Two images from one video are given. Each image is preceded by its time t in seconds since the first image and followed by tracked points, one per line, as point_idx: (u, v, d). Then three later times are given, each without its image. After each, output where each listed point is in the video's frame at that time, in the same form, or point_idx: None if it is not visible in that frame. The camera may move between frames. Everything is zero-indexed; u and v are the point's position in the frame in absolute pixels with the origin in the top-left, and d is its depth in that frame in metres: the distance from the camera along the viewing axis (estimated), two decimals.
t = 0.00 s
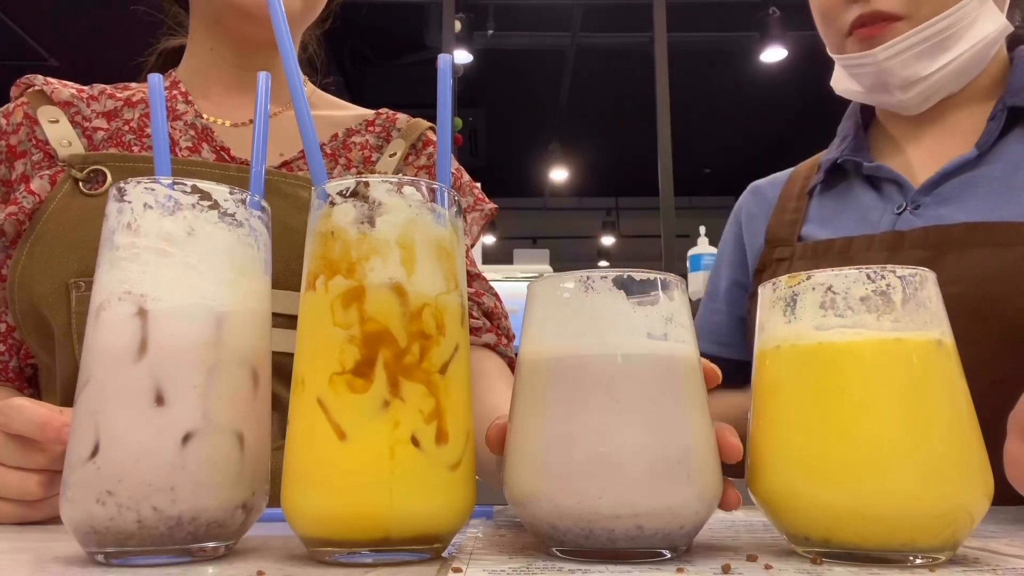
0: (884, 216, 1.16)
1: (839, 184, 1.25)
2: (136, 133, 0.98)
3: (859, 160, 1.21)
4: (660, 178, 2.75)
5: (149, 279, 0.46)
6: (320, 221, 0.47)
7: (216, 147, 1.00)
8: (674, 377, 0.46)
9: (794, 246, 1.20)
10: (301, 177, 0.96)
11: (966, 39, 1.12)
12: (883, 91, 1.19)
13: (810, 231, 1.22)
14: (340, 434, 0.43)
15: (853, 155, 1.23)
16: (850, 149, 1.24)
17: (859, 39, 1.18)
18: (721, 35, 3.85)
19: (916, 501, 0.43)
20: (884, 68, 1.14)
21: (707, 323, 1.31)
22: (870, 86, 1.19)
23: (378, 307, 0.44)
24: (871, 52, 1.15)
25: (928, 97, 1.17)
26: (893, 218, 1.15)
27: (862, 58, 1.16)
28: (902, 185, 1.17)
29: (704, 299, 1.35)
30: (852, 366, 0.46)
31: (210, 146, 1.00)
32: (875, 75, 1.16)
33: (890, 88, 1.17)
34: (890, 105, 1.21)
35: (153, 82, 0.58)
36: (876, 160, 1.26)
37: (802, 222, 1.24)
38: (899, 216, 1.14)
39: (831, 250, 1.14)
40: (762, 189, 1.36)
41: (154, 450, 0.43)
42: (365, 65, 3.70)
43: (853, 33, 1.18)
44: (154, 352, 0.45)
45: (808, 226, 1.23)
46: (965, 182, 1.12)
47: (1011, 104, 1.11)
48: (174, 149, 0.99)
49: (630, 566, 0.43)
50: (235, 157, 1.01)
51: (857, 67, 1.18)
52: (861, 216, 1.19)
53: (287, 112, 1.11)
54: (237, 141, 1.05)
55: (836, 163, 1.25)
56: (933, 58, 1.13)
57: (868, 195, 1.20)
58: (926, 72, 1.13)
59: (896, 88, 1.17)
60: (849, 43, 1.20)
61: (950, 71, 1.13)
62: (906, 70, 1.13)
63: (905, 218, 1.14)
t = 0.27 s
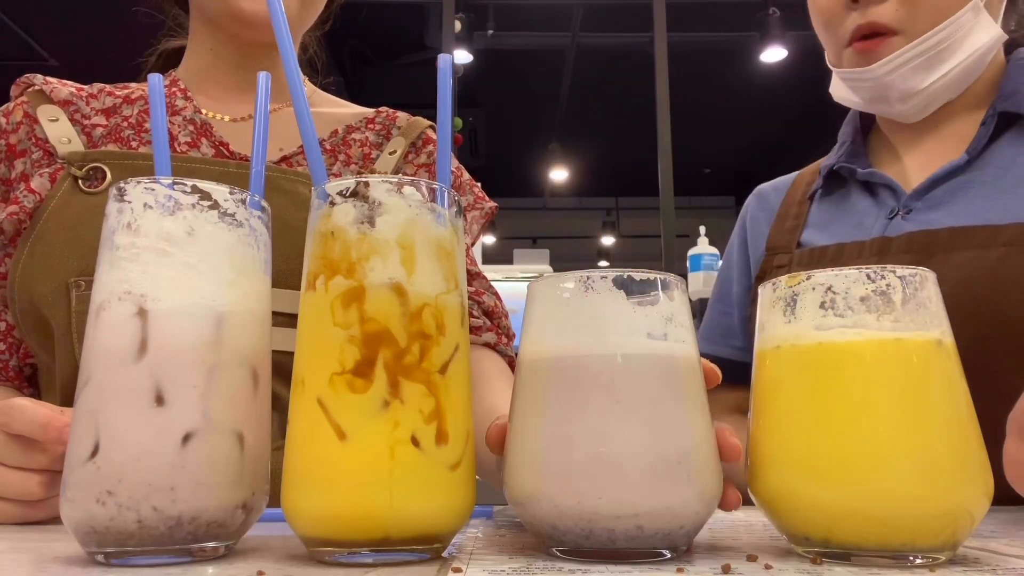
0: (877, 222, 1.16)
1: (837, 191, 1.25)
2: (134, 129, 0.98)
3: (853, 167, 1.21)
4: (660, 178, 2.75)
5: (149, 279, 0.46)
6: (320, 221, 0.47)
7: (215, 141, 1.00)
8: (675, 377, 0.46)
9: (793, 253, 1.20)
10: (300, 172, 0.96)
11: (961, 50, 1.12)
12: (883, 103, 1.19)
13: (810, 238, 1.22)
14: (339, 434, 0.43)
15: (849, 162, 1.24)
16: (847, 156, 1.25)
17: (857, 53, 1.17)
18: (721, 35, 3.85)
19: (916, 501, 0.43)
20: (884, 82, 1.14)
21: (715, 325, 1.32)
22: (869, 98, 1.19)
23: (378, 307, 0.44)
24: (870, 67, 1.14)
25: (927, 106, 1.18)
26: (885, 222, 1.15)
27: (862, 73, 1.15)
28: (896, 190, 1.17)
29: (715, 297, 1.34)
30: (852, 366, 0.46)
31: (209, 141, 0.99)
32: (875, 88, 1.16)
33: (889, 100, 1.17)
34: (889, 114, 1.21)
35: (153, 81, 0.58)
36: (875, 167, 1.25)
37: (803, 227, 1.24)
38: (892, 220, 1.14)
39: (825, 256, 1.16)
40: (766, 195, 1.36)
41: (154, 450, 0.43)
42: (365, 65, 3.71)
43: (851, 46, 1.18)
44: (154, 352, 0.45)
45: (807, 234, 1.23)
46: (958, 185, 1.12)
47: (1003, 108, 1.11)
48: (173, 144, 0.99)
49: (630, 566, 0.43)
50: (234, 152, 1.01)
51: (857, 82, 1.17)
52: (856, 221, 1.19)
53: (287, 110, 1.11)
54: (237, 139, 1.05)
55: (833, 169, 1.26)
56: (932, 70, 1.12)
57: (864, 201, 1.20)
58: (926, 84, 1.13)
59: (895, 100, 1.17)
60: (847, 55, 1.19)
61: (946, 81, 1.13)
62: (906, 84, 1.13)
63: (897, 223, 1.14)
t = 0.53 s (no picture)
0: (879, 221, 1.16)
1: (841, 189, 1.25)
2: (135, 127, 0.97)
3: (857, 166, 1.22)
4: (660, 178, 2.75)
5: (149, 279, 0.46)
6: (320, 221, 0.47)
7: (215, 140, 1.00)
8: (674, 377, 0.46)
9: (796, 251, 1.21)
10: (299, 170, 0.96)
11: (971, 46, 1.11)
12: (888, 98, 1.18)
13: (813, 237, 1.22)
14: (339, 434, 0.43)
15: (853, 160, 1.24)
16: (850, 155, 1.25)
17: (865, 47, 1.17)
18: (722, 35, 3.84)
19: (915, 501, 0.43)
20: (889, 77, 1.14)
21: (722, 322, 1.31)
22: (875, 93, 1.19)
23: (378, 307, 0.44)
24: (876, 61, 1.14)
25: (933, 103, 1.17)
26: (886, 221, 1.15)
27: (868, 66, 1.15)
28: (899, 190, 1.17)
29: (720, 295, 1.34)
30: (852, 366, 0.46)
31: (210, 139, 0.99)
32: (880, 82, 1.16)
33: (895, 96, 1.17)
34: (894, 111, 1.20)
35: (153, 81, 0.58)
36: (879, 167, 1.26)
37: (807, 226, 1.24)
38: (893, 220, 1.14)
39: (827, 256, 1.15)
40: (771, 192, 1.35)
41: (154, 450, 0.43)
42: (365, 65, 3.71)
43: (857, 42, 1.17)
44: (154, 352, 0.45)
45: (811, 232, 1.23)
46: (959, 185, 1.12)
47: (1003, 108, 1.11)
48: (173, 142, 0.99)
49: (630, 567, 0.43)
50: (234, 150, 1.01)
51: (863, 75, 1.17)
52: (859, 221, 1.19)
53: (287, 110, 1.11)
54: (237, 139, 1.05)
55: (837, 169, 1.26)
56: (939, 66, 1.12)
57: (867, 200, 1.21)
58: (932, 80, 1.12)
59: (901, 96, 1.16)
60: (852, 51, 1.19)
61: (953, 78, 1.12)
62: (911, 78, 1.13)
63: (897, 223, 1.14)
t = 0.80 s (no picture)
0: (878, 218, 1.16)
1: (842, 187, 1.26)
2: (134, 129, 0.97)
3: (857, 164, 1.22)
4: (660, 178, 2.75)
5: (149, 279, 0.46)
6: (320, 221, 0.47)
7: (215, 140, 1.00)
8: (674, 376, 0.46)
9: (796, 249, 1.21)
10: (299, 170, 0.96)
11: (975, 47, 1.11)
12: (893, 99, 1.18)
13: (814, 234, 1.22)
14: (339, 434, 0.43)
15: (854, 158, 1.24)
16: (852, 152, 1.26)
17: (869, 49, 1.16)
18: (721, 35, 3.84)
19: (915, 501, 0.43)
20: (894, 79, 1.13)
21: (725, 319, 1.30)
22: (879, 94, 1.19)
23: (377, 307, 0.44)
24: (880, 64, 1.14)
25: (937, 104, 1.17)
26: (885, 219, 1.15)
27: (873, 68, 1.15)
28: (899, 187, 1.17)
29: (722, 293, 1.34)
30: (853, 365, 0.46)
31: (210, 140, 0.99)
32: (885, 84, 1.16)
33: (899, 97, 1.17)
34: (899, 112, 1.20)
35: (153, 82, 0.58)
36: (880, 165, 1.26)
37: (807, 224, 1.24)
38: (892, 217, 1.15)
39: (826, 253, 1.16)
40: (773, 190, 1.36)
41: (154, 450, 0.43)
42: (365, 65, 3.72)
43: (861, 44, 1.17)
44: (155, 352, 0.45)
45: (812, 230, 1.23)
46: (958, 183, 1.12)
47: (1004, 105, 1.10)
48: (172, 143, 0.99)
49: (630, 567, 0.43)
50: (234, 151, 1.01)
51: (868, 77, 1.17)
52: (858, 219, 1.19)
53: (287, 110, 1.11)
54: (237, 139, 1.05)
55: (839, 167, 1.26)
56: (943, 67, 1.12)
57: (868, 198, 1.21)
58: (937, 81, 1.12)
59: (906, 97, 1.16)
60: (856, 52, 1.19)
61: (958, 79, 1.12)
62: (916, 80, 1.12)
63: (897, 220, 1.14)
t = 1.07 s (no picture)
0: (876, 217, 1.16)
1: (841, 186, 1.26)
2: (134, 129, 0.98)
3: (856, 163, 1.22)
4: (660, 178, 2.75)
5: (149, 279, 0.46)
6: (320, 221, 0.47)
7: (214, 141, 1.00)
8: (674, 377, 0.46)
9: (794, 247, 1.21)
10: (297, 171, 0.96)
11: (976, 44, 1.11)
12: (894, 98, 1.18)
13: (812, 233, 1.22)
14: (340, 434, 0.43)
15: (852, 157, 1.24)
16: (849, 152, 1.25)
17: (869, 49, 1.16)
18: (721, 35, 3.84)
19: (915, 501, 0.43)
20: (894, 78, 1.14)
21: (721, 318, 1.31)
22: (881, 93, 1.19)
23: (377, 307, 0.44)
24: (881, 64, 1.14)
25: (939, 102, 1.17)
26: (884, 218, 1.15)
27: (873, 68, 1.15)
28: (898, 186, 1.17)
29: (720, 292, 1.34)
30: (853, 365, 0.46)
31: (209, 140, 0.99)
32: (886, 83, 1.16)
33: (901, 96, 1.17)
34: (901, 110, 1.20)
35: (153, 82, 0.58)
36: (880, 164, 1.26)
37: (806, 223, 1.25)
38: (891, 216, 1.15)
39: (824, 253, 1.16)
40: (772, 189, 1.36)
41: (154, 450, 0.43)
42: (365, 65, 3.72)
43: (861, 44, 1.17)
44: (155, 352, 0.45)
45: (809, 229, 1.23)
46: (958, 182, 1.12)
47: (1004, 104, 1.11)
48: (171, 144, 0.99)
49: (630, 567, 0.43)
50: (234, 151, 1.01)
51: (869, 76, 1.17)
52: (857, 219, 1.19)
53: (286, 110, 1.11)
54: (237, 139, 1.05)
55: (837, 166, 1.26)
56: (943, 65, 1.12)
57: (868, 196, 1.21)
58: (937, 79, 1.12)
59: (907, 96, 1.16)
60: (856, 51, 1.18)
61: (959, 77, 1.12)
62: (916, 79, 1.12)
63: (895, 219, 1.14)
